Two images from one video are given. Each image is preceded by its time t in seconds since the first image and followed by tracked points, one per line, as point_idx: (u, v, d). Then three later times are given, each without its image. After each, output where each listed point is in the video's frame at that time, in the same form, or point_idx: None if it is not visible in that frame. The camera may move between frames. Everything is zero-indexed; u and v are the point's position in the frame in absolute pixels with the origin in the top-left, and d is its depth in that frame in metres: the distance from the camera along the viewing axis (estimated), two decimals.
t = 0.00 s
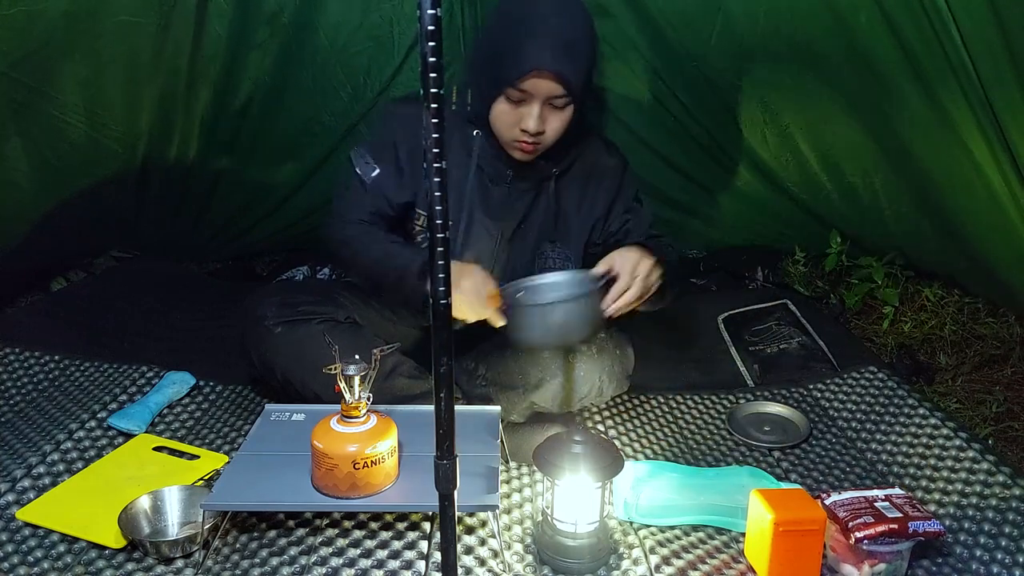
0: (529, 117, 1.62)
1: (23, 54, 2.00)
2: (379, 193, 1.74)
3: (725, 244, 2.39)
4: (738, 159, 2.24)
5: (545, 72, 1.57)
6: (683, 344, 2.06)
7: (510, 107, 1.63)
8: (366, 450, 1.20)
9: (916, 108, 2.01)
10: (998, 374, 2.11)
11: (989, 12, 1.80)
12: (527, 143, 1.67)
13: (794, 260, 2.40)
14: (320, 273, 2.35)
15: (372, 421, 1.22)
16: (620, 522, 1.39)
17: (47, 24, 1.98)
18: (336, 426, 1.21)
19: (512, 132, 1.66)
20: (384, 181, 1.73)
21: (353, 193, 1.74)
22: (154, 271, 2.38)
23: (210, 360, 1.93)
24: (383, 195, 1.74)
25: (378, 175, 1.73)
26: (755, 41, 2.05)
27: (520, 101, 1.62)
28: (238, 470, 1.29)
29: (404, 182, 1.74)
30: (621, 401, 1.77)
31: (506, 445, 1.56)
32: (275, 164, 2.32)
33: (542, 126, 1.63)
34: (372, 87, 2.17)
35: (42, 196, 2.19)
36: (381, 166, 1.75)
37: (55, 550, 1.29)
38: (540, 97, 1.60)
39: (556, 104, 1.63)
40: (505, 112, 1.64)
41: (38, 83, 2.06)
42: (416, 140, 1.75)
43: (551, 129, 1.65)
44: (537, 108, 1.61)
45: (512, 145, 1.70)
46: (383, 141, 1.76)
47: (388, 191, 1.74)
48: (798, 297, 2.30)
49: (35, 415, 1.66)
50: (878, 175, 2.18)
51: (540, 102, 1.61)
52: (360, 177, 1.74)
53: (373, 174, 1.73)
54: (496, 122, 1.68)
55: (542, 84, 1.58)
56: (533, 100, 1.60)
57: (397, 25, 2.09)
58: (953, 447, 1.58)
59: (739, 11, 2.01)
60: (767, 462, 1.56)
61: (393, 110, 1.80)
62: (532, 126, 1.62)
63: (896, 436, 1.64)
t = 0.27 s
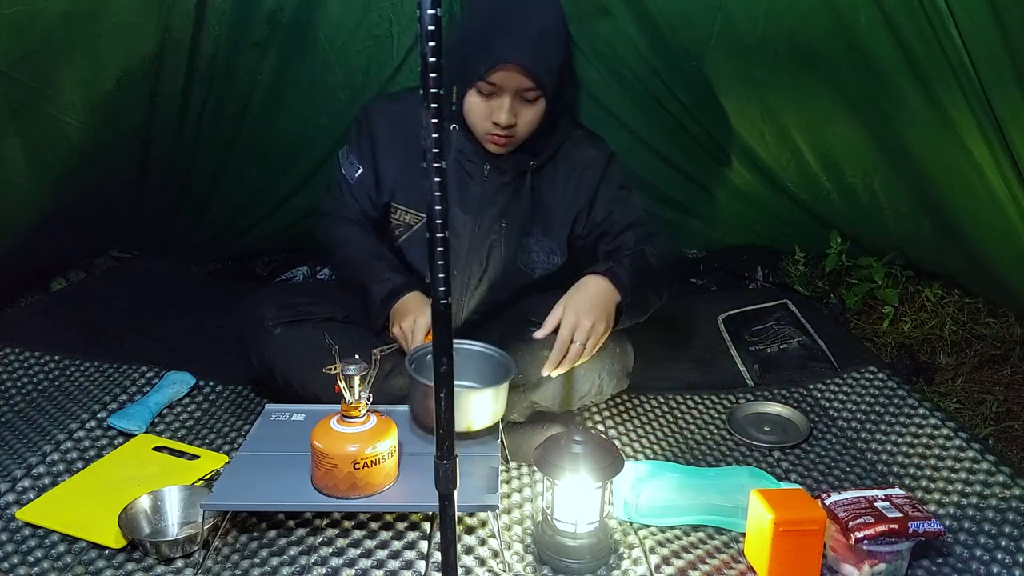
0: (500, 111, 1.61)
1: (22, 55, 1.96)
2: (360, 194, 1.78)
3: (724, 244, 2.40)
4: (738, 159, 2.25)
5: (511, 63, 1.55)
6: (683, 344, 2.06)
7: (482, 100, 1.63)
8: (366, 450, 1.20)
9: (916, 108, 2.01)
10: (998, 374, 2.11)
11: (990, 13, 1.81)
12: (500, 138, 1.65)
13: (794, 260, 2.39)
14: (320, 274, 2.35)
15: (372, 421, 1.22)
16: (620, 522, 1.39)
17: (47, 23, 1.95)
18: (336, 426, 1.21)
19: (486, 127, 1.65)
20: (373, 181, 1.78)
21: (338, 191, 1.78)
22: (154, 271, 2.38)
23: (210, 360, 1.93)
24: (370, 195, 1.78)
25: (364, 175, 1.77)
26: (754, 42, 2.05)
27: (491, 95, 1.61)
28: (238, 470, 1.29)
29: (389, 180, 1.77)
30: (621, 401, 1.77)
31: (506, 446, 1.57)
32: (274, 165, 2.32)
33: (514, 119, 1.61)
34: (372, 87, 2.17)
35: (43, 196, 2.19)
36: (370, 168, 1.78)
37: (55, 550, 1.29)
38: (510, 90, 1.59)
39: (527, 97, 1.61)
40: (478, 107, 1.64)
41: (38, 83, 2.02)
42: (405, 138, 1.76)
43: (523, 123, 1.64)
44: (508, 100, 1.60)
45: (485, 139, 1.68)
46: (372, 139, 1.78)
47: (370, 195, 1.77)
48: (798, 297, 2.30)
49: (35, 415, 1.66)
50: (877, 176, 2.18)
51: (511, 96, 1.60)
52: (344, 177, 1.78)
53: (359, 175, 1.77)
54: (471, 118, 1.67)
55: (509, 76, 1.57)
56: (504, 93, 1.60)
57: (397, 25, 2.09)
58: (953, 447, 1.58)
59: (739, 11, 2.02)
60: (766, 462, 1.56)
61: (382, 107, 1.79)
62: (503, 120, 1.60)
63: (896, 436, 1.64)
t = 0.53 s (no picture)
0: (489, 103, 1.60)
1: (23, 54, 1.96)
2: (362, 195, 1.77)
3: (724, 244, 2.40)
4: (738, 160, 2.25)
5: (499, 56, 1.55)
6: (683, 344, 2.05)
7: (471, 94, 1.62)
8: (366, 450, 1.20)
9: (916, 109, 2.01)
10: (998, 374, 2.11)
11: (990, 15, 1.81)
12: (490, 130, 1.65)
13: (794, 260, 2.39)
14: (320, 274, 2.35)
15: (372, 421, 1.22)
16: (620, 522, 1.39)
17: (48, 23, 1.95)
18: (336, 426, 1.21)
19: (475, 120, 1.64)
20: (373, 179, 1.77)
21: (339, 192, 1.77)
22: (154, 270, 2.38)
23: (209, 361, 1.93)
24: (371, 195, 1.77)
25: (364, 176, 1.77)
26: (755, 43, 2.05)
27: (479, 88, 1.61)
28: (238, 470, 1.29)
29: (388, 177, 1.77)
30: (621, 401, 1.77)
31: (506, 446, 1.57)
32: (275, 165, 2.32)
33: (502, 112, 1.61)
34: (372, 88, 2.17)
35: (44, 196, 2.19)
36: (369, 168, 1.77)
37: (55, 550, 1.29)
38: (498, 83, 1.59)
39: (515, 90, 1.61)
40: (466, 101, 1.63)
41: (38, 82, 2.02)
42: (402, 132, 1.77)
43: (512, 116, 1.63)
44: (496, 93, 1.59)
45: (477, 134, 1.67)
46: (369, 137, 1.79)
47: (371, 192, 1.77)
48: (798, 297, 2.30)
49: (35, 415, 1.66)
50: (877, 176, 2.18)
51: (499, 88, 1.59)
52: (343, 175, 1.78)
53: (361, 175, 1.77)
54: (460, 112, 1.67)
55: (496, 68, 1.56)
56: (492, 85, 1.59)
57: (397, 26, 2.09)
58: (953, 447, 1.58)
59: (739, 12, 2.02)
60: (766, 462, 1.56)
61: (377, 103, 1.81)
62: (493, 113, 1.60)
63: (896, 436, 1.64)
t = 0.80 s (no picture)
0: (494, 105, 1.59)
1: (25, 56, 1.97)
2: (366, 196, 1.77)
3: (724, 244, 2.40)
4: (738, 160, 2.25)
5: (503, 56, 1.55)
6: (683, 344, 2.06)
7: (474, 96, 1.61)
8: (366, 450, 1.20)
9: (916, 109, 2.01)
10: (998, 374, 2.11)
11: (991, 16, 1.80)
12: (495, 134, 1.63)
13: (794, 260, 2.39)
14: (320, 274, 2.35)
15: (372, 421, 1.22)
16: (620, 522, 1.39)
17: (50, 24, 1.96)
18: (336, 426, 1.21)
19: (479, 123, 1.63)
20: (374, 179, 1.77)
21: (340, 193, 1.77)
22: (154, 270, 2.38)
23: (209, 361, 1.93)
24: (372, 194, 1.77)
25: (368, 177, 1.76)
26: (755, 43, 2.05)
27: (483, 90, 1.60)
28: (239, 470, 1.29)
29: (389, 172, 1.77)
30: (621, 401, 1.77)
31: (506, 446, 1.57)
32: (275, 166, 2.32)
33: (507, 113, 1.60)
34: (372, 89, 2.17)
35: (44, 196, 2.19)
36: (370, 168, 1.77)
37: (55, 550, 1.29)
38: (504, 84, 1.58)
39: (518, 91, 1.60)
40: (470, 105, 1.62)
41: (39, 83, 2.03)
42: (404, 131, 1.77)
43: (516, 118, 1.62)
44: (501, 95, 1.59)
45: (480, 136, 1.66)
46: (371, 136, 1.78)
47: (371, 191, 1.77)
48: (798, 297, 2.30)
49: (35, 415, 1.66)
50: (878, 176, 2.18)
51: (503, 89, 1.59)
52: (346, 173, 1.77)
53: (364, 175, 1.76)
54: (463, 117, 1.65)
55: (502, 69, 1.56)
56: (496, 87, 1.59)
57: (398, 27, 2.09)
58: (954, 447, 1.58)
59: (739, 13, 2.02)
60: (766, 462, 1.56)
61: (378, 102, 1.80)
62: (498, 114, 1.59)
63: (896, 436, 1.64)
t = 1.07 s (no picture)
0: (545, 105, 1.60)
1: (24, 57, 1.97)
2: (363, 200, 1.75)
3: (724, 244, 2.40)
4: (738, 160, 2.25)
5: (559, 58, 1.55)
6: (684, 344, 2.06)
7: (526, 103, 1.61)
8: (366, 450, 1.20)
9: (916, 110, 2.01)
10: (998, 374, 2.11)
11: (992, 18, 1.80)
12: (544, 133, 1.65)
13: (794, 260, 2.40)
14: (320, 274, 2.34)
15: (372, 421, 1.23)
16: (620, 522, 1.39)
17: (50, 25, 1.95)
18: (336, 426, 1.21)
19: (528, 126, 1.64)
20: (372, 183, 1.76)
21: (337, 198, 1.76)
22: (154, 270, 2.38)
23: (210, 361, 1.93)
24: (370, 198, 1.76)
25: (365, 181, 1.75)
26: (755, 43, 2.05)
27: (533, 93, 1.59)
28: (238, 470, 1.29)
29: (388, 176, 1.76)
30: (621, 401, 1.77)
31: (506, 446, 1.57)
32: (275, 166, 2.32)
33: (556, 110, 1.62)
34: (372, 89, 2.17)
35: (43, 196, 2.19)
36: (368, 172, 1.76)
37: (55, 550, 1.29)
38: (554, 84, 1.59)
39: (562, 86, 1.61)
40: (518, 110, 1.62)
41: (39, 83, 2.03)
42: (404, 134, 1.76)
43: (559, 112, 1.64)
44: (551, 94, 1.59)
45: (527, 139, 1.67)
46: (370, 140, 1.77)
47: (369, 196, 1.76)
48: (798, 297, 2.30)
49: (35, 415, 1.66)
50: (877, 177, 2.18)
51: (555, 89, 1.60)
52: (343, 178, 1.76)
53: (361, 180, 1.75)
54: (508, 121, 1.65)
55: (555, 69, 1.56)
56: (549, 89, 1.59)
57: (398, 27, 2.09)
58: (953, 447, 1.58)
59: (739, 14, 2.02)
60: (766, 462, 1.56)
61: (377, 105, 1.79)
62: (552, 114, 1.61)
63: (896, 436, 1.64)
